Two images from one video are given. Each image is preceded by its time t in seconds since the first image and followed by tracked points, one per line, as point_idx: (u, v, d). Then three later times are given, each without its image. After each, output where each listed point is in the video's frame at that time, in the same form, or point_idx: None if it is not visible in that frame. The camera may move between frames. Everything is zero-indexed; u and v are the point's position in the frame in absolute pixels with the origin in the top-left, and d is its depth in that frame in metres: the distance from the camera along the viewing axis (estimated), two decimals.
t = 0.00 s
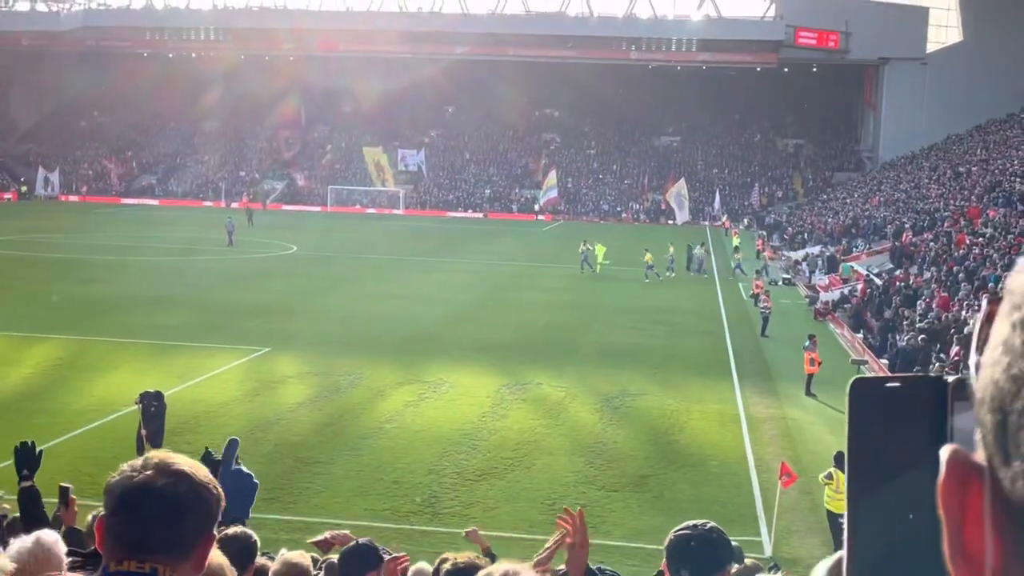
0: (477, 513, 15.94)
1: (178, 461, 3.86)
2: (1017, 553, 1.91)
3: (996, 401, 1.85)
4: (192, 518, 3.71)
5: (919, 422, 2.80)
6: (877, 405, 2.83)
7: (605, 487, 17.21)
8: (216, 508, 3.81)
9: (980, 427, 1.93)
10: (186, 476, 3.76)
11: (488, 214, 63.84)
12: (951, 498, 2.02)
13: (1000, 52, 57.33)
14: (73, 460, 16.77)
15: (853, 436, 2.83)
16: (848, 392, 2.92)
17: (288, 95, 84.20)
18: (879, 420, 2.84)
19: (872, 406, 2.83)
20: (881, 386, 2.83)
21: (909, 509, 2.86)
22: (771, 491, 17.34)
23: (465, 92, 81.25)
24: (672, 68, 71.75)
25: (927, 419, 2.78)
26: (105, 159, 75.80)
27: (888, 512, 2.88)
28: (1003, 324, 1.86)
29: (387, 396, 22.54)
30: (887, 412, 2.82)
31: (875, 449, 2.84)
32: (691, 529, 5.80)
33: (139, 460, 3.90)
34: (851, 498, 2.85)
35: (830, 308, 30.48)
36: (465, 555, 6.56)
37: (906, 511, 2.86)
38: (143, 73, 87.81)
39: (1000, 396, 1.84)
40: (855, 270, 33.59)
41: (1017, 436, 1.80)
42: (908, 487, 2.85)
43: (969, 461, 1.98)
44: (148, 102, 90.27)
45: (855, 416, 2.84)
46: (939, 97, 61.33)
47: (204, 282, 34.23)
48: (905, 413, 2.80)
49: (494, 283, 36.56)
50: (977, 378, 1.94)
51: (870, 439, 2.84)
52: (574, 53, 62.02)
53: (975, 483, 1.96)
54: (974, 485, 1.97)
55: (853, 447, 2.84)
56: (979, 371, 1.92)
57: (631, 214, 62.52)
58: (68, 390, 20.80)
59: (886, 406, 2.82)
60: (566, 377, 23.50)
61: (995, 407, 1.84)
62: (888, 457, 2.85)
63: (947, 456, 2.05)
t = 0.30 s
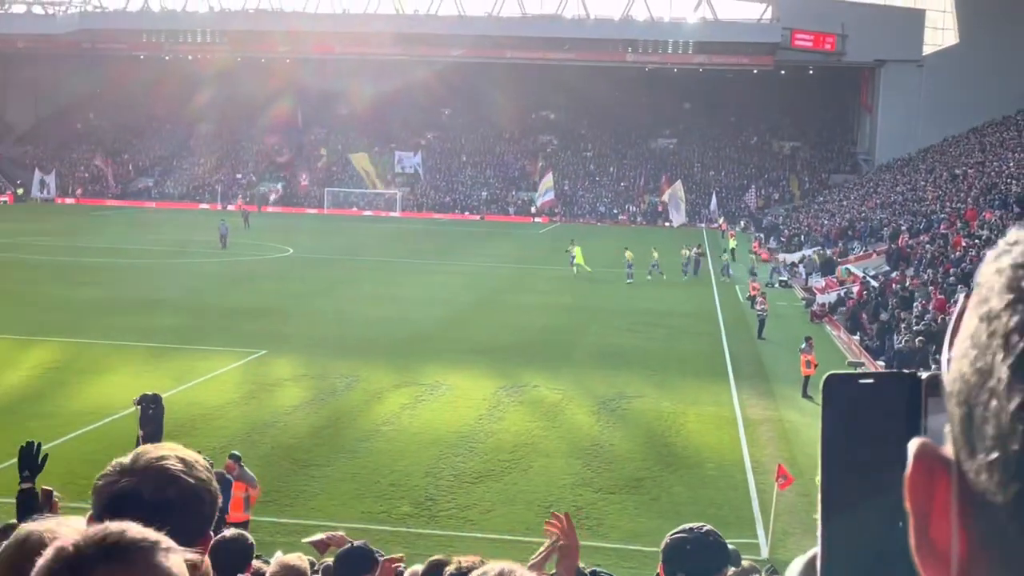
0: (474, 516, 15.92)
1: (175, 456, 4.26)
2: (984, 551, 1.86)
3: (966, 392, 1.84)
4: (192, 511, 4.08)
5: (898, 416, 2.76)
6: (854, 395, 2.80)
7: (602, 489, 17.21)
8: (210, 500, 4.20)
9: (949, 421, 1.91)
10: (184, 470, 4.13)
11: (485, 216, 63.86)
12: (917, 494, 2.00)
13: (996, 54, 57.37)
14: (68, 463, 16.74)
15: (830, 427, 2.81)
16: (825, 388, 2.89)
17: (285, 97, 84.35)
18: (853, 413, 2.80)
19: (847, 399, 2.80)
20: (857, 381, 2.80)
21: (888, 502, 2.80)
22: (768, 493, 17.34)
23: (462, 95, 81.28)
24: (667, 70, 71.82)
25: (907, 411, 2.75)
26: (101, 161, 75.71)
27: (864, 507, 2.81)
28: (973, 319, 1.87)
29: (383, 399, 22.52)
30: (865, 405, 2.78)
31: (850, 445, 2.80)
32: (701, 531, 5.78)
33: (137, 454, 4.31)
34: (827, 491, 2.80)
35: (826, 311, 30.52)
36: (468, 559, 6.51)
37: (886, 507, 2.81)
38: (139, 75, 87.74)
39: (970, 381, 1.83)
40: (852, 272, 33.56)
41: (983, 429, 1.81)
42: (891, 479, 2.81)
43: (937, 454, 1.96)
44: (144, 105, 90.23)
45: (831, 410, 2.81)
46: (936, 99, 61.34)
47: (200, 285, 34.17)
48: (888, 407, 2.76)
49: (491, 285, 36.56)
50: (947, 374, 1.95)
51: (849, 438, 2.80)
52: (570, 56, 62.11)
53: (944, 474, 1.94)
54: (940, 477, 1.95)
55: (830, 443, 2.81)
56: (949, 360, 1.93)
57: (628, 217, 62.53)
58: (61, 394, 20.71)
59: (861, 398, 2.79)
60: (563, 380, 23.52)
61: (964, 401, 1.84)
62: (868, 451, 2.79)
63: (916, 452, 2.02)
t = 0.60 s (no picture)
0: (473, 518, 15.92)
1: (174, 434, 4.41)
2: (986, 543, 1.93)
3: (962, 380, 1.92)
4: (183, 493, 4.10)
5: (898, 405, 2.83)
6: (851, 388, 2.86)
7: (602, 490, 17.24)
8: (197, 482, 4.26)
9: (949, 410, 1.98)
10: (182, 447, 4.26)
11: (485, 217, 63.86)
12: (914, 485, 2.06)
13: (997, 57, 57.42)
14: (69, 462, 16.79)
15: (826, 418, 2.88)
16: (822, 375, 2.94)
17: (284, 99, 84.42)
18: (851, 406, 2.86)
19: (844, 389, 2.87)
20: (855, 371, 2.84)
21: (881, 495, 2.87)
22: (768, 494, 17.35)
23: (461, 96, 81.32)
24: (666, 72, 71.83)
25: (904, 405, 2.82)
26: (100, 162, 75.68)
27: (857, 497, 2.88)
28: (969, 306, 1.95)
29: (382, 400, 22.50)
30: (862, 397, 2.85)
31: (848, 431, 2.85)
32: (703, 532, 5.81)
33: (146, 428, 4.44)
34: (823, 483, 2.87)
35: (825, 312, 30.54)
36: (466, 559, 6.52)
37: (881, 500, 2.87)
38: (138, 76, 87.76)
39: (965, 369, 1.91)
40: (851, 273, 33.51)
41: (980, 417, 1.88)
42: (887, 469, 2.87)
43: (934, 443, 2.02)
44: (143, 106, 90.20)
45: (827, 401, 2.89)
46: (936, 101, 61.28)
47: (196, 286, 34.12)
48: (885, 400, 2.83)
49: (491, 287, 36.53)
50: (943, 364, 2.03)
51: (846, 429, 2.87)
52: (569, 58, 62.14)
53: (941, 463, 2.00)
54: (938, 466, 2.01)
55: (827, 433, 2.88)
56: (945, 349, 2.01)
57: (627, 219, 62.55)
58: (59, 394, 20.70)
59: (859, 388, 2.86)
60: (563, 381, 23.53)
61: (961, 388, 1.92)
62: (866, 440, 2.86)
63: (913, 441, 2.07)
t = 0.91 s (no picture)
0: (476, 519, 15.93)
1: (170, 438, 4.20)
2: (1006, 540, 1.93)
3: (985, 376, 1.91)
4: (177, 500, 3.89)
5: (914, 407, 2.83)
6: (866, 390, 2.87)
7: (605, 492, 17.22)
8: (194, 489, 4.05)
9: (968, 407, 1.98)
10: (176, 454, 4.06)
11: (488, 219, 64.01)
12: (938, 482, 2.05)
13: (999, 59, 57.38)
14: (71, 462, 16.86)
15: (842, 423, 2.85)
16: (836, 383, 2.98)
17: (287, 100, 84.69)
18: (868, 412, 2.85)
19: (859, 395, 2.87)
20: (868, 375, 2.89)
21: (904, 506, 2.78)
22: (771, 495, 17.38)
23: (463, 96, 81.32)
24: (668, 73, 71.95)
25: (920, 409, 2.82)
26: (104, 164, 76.02)
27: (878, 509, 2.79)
28: (992, 301, 1.93)
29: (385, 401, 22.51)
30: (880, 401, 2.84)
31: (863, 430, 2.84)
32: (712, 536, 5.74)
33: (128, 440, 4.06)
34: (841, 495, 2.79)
35: (828, 314, 30.58)
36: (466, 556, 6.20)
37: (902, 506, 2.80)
38: (142, 77, 88.07)
39: (988, 363, 1.91)
40: (853, 275, 33.46)
41: (1001, 413, 1.88)
42: (907, 473, 2.80)
43: (958, 442, 2.00)
44: (146, 107, 90.53)
45: (841, 404, 2.88)
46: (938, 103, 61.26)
47: (199, 287, 34.09)
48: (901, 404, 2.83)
49: (493, 288, 36.53)
50: (964, 361, 2.03)
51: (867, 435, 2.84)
52: (571, 59, 62.17)
53: (964, 459, 1.98)
54: (963, 461, 1.99)
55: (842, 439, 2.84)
56: (967, 344, 2.00)
57: (629, 220, 62.58)
58: (61, 395, 20.74)
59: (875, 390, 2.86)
60: (566, 382, 23.53)
61: (983, 382, 1.91)
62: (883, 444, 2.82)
63: (935, 438, 2.06)
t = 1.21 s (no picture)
0: (483, 521, 15.91)
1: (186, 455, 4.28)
2: None
3: (1015, 399, 1.80)
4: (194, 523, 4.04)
5: (930, 414, 2.61)
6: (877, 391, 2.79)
7: (611, 494, 17.18)
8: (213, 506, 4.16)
9: (995, 423, 1.93)
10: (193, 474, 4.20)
11: (493, 220, 64.11)
12: (967, 499, 2.10)
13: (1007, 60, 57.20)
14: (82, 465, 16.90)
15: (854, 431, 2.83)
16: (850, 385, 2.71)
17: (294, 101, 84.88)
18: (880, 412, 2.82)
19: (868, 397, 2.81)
20: (882, 382, 2.64)
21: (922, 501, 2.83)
22: (778, 498, 17.32)
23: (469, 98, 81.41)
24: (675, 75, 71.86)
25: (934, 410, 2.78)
26: (112, 166, 76.41)
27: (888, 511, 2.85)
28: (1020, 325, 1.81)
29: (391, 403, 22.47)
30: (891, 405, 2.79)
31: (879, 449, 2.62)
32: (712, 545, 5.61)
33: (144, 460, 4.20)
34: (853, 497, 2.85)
35: (834, 315, 30.49)
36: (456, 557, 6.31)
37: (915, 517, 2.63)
38: (149, 79, 88.29)
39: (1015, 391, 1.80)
40: (859, 276, 33.38)
41: None
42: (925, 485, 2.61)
43: (983, 456, 2.03)
44: (153, 109, 90.76)
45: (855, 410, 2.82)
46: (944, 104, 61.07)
47: (204, 289, 34.09)
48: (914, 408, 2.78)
49: (498, 289, 36.53)
50: (986, 370, 2.00)
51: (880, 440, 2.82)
52: (578, 61, 62.15)
53: (989, 473, 2.02)
54: (990, 480, 2.03)
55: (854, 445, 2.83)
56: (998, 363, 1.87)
57: (635, 222, 62.58)
58: (68, 397, 20.76)
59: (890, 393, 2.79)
60: (572, 384, 23.49)
61: (1016, 401, 1.81)
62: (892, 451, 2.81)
63: (963, 452, 2.10)
